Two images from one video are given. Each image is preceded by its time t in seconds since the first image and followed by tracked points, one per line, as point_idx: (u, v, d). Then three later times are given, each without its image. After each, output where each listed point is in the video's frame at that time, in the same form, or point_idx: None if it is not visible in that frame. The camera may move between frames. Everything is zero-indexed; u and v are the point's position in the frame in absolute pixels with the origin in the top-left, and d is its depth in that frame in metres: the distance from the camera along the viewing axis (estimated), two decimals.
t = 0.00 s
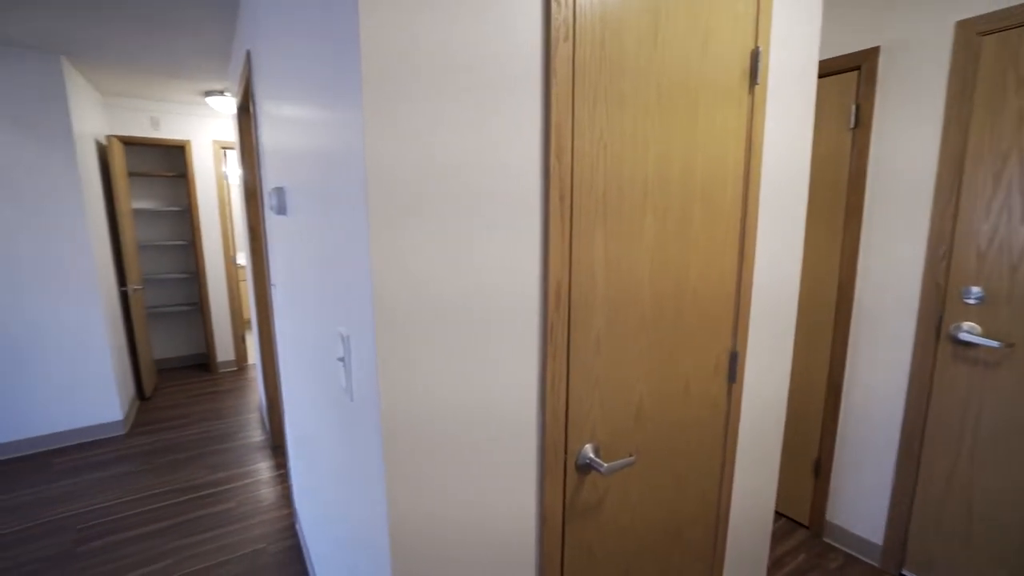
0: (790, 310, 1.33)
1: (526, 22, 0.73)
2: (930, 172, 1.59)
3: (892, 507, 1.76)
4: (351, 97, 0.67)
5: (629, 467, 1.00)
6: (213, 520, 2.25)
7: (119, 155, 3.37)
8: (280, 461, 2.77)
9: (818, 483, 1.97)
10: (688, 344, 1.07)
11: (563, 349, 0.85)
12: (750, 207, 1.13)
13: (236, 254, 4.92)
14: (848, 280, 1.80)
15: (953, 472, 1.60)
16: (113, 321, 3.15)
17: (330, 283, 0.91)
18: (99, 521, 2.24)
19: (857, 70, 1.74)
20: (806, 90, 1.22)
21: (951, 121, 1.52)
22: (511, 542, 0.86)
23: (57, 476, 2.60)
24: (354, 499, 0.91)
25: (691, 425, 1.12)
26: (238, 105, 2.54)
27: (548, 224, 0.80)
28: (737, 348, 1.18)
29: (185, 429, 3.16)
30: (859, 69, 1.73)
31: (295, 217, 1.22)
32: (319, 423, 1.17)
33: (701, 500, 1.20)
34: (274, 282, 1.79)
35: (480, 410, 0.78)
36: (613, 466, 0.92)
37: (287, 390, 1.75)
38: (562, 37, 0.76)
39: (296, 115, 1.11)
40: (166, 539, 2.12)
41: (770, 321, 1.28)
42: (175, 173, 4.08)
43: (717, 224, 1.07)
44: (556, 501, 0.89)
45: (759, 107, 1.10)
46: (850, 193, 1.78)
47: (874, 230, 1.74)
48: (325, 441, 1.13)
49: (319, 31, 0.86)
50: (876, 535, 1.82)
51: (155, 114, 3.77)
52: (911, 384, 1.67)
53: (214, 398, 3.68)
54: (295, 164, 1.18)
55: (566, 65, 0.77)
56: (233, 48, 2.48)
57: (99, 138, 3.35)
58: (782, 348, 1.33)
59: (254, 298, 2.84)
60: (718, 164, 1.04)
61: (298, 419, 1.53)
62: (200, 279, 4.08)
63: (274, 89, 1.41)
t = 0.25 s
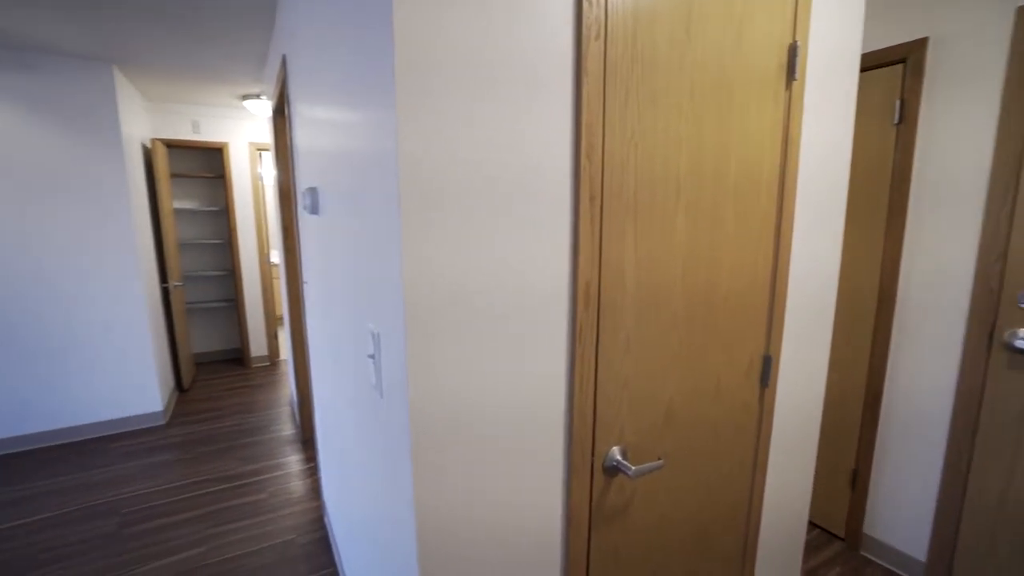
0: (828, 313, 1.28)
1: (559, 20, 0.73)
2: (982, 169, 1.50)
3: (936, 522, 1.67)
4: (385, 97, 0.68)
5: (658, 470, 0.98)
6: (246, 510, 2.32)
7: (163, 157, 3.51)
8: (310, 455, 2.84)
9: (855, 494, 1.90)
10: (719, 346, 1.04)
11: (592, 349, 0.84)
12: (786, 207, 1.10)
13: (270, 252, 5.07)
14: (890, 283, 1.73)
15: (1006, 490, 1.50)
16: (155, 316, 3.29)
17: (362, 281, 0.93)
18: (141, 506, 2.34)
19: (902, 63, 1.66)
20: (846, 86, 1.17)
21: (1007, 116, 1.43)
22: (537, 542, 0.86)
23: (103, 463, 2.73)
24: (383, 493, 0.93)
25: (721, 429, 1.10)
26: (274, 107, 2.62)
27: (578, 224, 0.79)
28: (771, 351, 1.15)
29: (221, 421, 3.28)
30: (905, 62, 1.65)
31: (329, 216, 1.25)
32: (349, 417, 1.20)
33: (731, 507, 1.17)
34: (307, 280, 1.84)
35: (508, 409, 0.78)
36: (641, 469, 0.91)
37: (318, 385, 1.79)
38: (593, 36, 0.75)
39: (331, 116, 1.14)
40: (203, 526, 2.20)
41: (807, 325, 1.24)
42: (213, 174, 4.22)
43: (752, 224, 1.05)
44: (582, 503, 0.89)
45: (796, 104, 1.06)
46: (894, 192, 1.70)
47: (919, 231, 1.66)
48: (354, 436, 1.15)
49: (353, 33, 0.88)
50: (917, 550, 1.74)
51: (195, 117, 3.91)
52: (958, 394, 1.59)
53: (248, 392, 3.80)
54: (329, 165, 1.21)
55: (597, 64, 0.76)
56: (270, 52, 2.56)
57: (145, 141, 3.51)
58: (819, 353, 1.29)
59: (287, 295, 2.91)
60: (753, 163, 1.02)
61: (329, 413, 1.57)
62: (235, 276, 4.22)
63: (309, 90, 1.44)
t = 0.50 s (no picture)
0: (872, 317, 1.23)
1: (593, 18, 0.72)
2: None
3: (988, 541, 1.58)
4: (420, 99, 0.69)
5: (690, 475, 0.96)
6: (280, 501, 2.40)
7: (205, 159, 3.66)
8: (340, 450, 2.90)
9: (899, 508, 1.82)
10: (755, 350, 1.01)
11: (624, 351, 0.83)
12: (828, 207, 1.06)
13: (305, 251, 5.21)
14: (940, 286, 1.64)
15: None
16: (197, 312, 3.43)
17: (395, 279, 0.95)
18: (183, 494, 2.45)
19: (959, 54, 1.57)
20: (895, 80, 1.12)
21: None
22: (565, 544, 0.85)
23: (149, 451, 2.87)
24: (413, 488, 0.94)
25: (756, 436, 1.06)
26: (310, 110, 2.69)
27: (612, 224, 0.78)
28: (810, 357, 1.11)
29: (257, 414, 3.39)
30: (961, 53, 1.56)
31: (363, 215, 1.28)
32: (380, 412, 1.22)
33: (766, 516, 1.14)
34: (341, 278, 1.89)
35: (538, 410, 0.78)
36: (673, 474, 0.89)
37: (350, 381, 1.83)
38: (629, 34, 0.74)
39: (366, 117, 1.16)
40: (240, 515, 2.28)
41: (849, 330, 1.19)
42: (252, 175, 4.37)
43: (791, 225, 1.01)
44: (612, 506, 0.88)
45: (841, 100, 1.02)
46: (947, 191, 1.62)
47: (974, 231, 1.57)
48: (385, 430, 1.18)
49: (389, 36, 0.89)
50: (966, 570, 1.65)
51: (236, 121, 4.05)
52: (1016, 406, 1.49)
53: (283, 387, 3.92)
54: (364, 165, 1.23)
55: (632, 62, 0.75)
56: (307, 56, 2.62)
57: (189, 145, 3.66)
58: (862, 359, 1.23)
59: (321, 293, 2.98)
60: (793, 162, 0.98)
61: (361, 408, 1.60)
62: (272, 274, 4.36)
63: (345, 92, 1.48)
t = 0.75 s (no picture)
0: (920, 323, 1.17)
1: (628, 17, 0.71)
2: None
3: None
4: (455, 102, 0.70)
5: (724, 482, 0.94)
6: (313, 493, 2.46)
7: (245, 161, 3.80)
8: (371, 445, 2.97)
9: (949, 526, 1.74)
10: (793, 355, 0.98)
11: (656, 354, 0.82)
12: (874, 207, 1.01)
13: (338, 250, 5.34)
14: (997, 292, 1.56)
15: None
16: (236, 308, 3.56)
17: (427, 279, 0.96)
18: (222, 483, 2.55)
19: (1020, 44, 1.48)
20: (948, 73, 1.06)
21: None
22: (594, 547, 0.84)
23: (191, 441, 3.00)
24: (443, 486, 0.95)
25: (794, 444, 1.03)
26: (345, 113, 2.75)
27: (645, 225, 0.77)
28: (853, 363, 1.07)
29: (292, 409, 3.50)
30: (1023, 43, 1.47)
31: (396, 215, 1.30)
32: (412, 411, 1.24)
33: (804, 527, 1.10)
34: (373, 277, 1.92)
35: (569, 411, 0.78)
36: (706, 480, 0.87)
37: (382, 378, 1.87)
38: (664, 32, 0.73)
39: (399, 118, 1.18)
40: (275, 505, 2.36)
41: (895, 336, 1.14)
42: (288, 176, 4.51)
43: (833, 225, 0.97)
44: (642, 510, 0.86)
45: (889, 95, 0.98)
46: (1005, 191, 1.53)
47: None
48: (416, 429, 1.20)
49: (423, 39, 0.90)
50: None
51: (274, 123, 4.19)
52: None
53: (317, 382, 4.02)
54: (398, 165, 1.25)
55: (668, 61, 0.74)
56: (343, 59, 2.68)
57: (230, 147, 3.80)
58: (908, 366, 1.18)
59: (354, 291, 3.05)
60: (837, 161, 0.95)
61: (391, 405, 1.63)
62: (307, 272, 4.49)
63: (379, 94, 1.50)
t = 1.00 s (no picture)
0: (965, 329, 1.12)
1: (659, 10, 0.70)
2: None
3: None
4: (483, 99, 0.69)
5: (753, 488, 0.91)
6: (339, 487, 2.51)
7: (276, 161, 3.90)
8: (395, 442, 3.00)
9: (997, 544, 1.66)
10: (827, 360, 0.95)
11: (684, 356, 0.81)
12: (916, 207, 0.97)
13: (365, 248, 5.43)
14: None
15: None
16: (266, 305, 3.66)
17: (453, 278, 0.96)
18: (252, 474, 2.62)
19: None
20: (997, 66, 1.01)
21: None
22: (618, 551, 0.83)
23: (223, 433, 3.09)
24: (467, 485, 0.96)
25: (827, 451, 1.00)
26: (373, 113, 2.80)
27: (675, 223, 0.76)
28: (891, 369, 1.02)
29: (320, 404, 3.57)
30: None
31: (422, 215, 1.31)
32: (437, 410, 1.25)
33: (837, 538, 1.07)
34: (399, 276, 1.95)
35: (595, 412, 0.77)
36: (735, 487, 0.85)
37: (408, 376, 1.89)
38: (696, 28, 0.71)
39: (427, 118, 1.19)
40: (302, 498, 2.41)
41: (937, 342, 1.09)
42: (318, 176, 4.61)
43: (872, 226, 0.94)
44: (668, 515, 0.85)
45: (933, 90, 0.93)
46: None
47: None
48: (441, 428, 1.21)
49: (451, 39, 0.91)
50: None
51: (304, 125, 4.29)
52: None
53: (343, 379, 4.10)
54: (424, 166, 1.26)
55: (699, 57, 0.72)
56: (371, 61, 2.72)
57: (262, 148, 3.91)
58: (951, 373, 1.13)
59: (379, 289, 3.09)
60: (875, 158, 0.91)
61: (416, 403, 1.65)
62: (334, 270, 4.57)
63: (406, 94, 1.52)
